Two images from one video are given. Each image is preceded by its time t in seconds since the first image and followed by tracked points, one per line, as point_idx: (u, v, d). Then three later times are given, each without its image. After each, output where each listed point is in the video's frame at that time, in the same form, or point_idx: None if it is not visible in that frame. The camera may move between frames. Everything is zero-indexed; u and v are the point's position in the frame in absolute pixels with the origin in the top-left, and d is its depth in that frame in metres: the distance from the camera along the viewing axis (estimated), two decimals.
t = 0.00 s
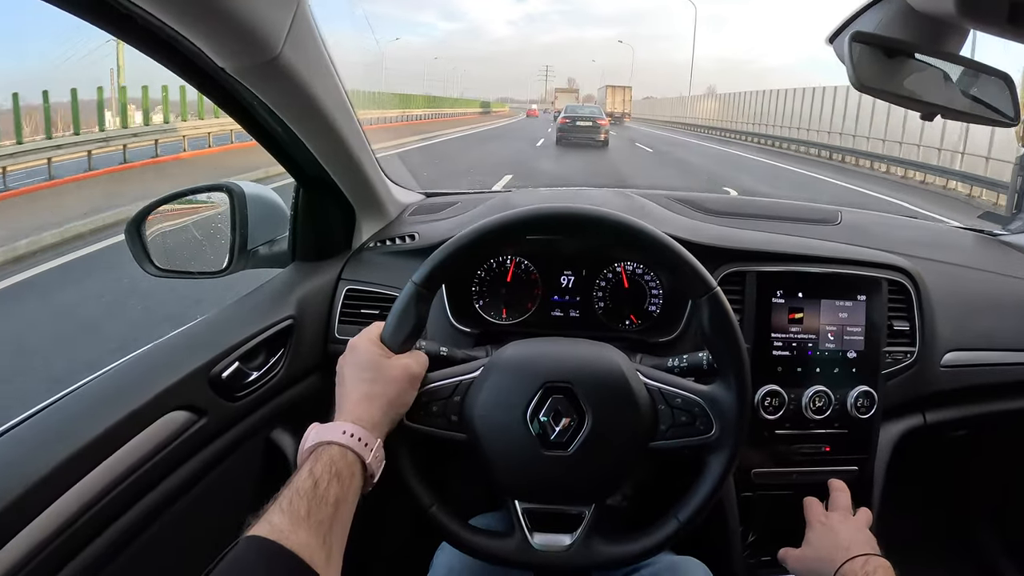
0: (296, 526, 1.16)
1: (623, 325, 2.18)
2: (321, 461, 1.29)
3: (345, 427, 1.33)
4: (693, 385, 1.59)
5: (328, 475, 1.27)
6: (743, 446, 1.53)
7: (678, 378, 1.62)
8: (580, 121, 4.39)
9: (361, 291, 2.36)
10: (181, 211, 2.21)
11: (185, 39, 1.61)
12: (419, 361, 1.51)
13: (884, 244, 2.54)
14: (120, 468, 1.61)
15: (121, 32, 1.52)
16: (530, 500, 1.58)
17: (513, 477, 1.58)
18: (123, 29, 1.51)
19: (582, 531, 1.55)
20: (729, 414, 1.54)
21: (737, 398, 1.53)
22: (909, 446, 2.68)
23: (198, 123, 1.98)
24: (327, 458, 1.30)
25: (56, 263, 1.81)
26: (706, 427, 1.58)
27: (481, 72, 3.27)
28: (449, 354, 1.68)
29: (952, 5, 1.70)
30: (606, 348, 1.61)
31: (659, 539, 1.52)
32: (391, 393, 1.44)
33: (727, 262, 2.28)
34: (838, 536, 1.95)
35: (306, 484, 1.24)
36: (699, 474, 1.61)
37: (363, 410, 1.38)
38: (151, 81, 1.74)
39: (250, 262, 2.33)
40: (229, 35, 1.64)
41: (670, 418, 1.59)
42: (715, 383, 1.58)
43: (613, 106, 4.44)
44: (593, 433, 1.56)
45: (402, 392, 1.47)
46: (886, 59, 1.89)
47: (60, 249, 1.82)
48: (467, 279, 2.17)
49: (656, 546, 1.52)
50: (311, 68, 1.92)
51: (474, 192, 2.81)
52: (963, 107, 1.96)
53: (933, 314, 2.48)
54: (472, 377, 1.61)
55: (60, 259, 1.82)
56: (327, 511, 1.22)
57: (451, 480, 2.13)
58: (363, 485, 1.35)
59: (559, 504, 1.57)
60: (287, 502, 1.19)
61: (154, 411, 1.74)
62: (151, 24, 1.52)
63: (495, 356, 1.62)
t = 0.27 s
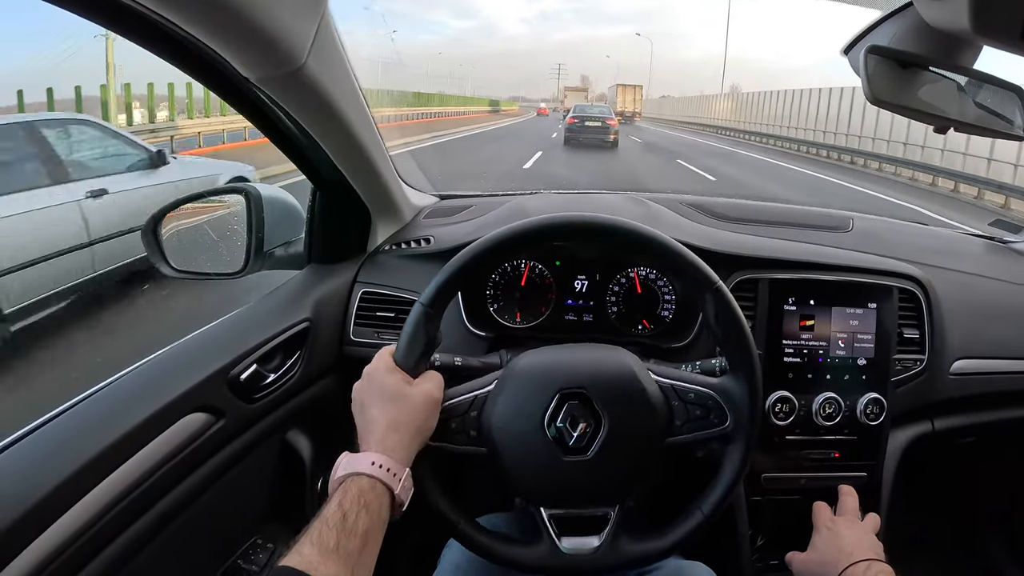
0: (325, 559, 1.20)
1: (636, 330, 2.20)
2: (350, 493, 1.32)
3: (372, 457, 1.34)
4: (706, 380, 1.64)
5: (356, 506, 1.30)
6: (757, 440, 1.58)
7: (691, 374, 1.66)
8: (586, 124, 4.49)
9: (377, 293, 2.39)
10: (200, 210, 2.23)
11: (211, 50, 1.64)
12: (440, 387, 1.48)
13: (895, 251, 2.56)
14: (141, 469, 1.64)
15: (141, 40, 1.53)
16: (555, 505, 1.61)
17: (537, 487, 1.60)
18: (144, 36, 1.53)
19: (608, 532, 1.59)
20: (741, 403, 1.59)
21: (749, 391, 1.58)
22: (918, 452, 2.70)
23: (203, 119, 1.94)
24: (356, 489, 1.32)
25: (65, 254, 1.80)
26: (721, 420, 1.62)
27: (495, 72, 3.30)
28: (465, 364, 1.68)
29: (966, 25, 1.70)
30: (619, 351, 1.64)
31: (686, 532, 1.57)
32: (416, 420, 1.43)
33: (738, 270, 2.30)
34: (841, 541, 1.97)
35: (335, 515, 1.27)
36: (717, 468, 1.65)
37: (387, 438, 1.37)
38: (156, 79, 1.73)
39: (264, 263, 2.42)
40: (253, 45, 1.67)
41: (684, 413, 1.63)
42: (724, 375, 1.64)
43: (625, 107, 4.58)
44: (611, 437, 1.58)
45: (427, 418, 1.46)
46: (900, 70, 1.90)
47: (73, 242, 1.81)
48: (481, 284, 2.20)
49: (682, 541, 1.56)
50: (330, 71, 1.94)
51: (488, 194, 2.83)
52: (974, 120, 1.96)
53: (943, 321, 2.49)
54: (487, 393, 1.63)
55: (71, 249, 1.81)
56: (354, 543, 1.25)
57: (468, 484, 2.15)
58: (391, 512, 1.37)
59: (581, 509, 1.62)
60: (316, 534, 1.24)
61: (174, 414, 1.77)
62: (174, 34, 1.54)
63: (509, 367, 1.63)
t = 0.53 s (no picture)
0: None
1: (654, 331, 2.19)
2: (371, 517, 1.28)
3: (391, 479, 1.31)
4: (729, 367, 1.63)
5: (377, 528, 1.26)
6: (787, 424, 1.61)
7: (713, 363, 1.64)
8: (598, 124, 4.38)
9: (394, 290, 2.37)
10: (211, 203, 2.20)
11: (247, 34, 1.60)
12: (461, 404, 1.43)
13: (912, 257, 2.55)
14: (155, 465, 1.61)
15: (172, 21, 1.47)
16: (591, 510, 1.57)
17: (573, 491, 1.55)
18: (178, 20, 1.47)
19: (647, 530, 1.57)
20: (768, 385, 1.60)
21: (774, 371, 1.60)
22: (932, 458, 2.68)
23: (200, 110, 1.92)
24: (376, 512, 1.28)
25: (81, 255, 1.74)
26: (749, 404, 1.61)
27: (512, 69, 3.28)
28: (486, 363, 1.70)
29: (1002, 32, 1.67)
30: (641, 346, 1.62)
31: (727, 521, 1.59)
32: (438, 438, 1.38)
33: (760, 274, 2.28)
34: (864, 545, 1.96)
35: (356, 539, 1.25)
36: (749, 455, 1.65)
37: (409, 458, 1.33)
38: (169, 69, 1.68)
39: (277, 256, 2.39)
40: (289, 27, 1.64)
41: (713, 403, 1.61)
42: (743, 360, 1.65)
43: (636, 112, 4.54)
44: (641, 437, 1.56)
45: (449, 434, 1.41)
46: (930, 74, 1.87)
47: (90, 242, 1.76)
48: (500, 282, 2.16)
49: (728, 527, 1.58)
50: (359, 58, 1.92)
51: (504, 192, 2.81)
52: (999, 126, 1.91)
53: (960, 327, 2.48)
54: (512, 402, 1.59)
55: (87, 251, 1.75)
56: (375, 567, 1.22)
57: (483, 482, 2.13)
58: (418, 534, 1.32)
59: (620, 508, 1.57)
60: (337, 559, 1.22)
61: (189, 410, 1.74)
62: (210, 16, 1.48)
63: (530, 375, 1.60)
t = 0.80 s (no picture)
0: (328, 568, 1.23)
1: (646, 330, 2.22)
2: (358, 504, 1.33)
3: (378, 469, 1.35)
4: (717, 369, 1.65)
5: (363, 515, 1.31)
6: (771, 426, 1.62)
7: (700, 364, 1.66)
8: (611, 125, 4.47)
9: (389, 288, 2.39)
10: (208, 202, 2.23)
11: (245, 38, 1.64)
12: (450, 397, 1.48)
13: (904, 259, 2.57)
14: (151, 459, 1.64)
15: (169, 21, 1.50)
16: (575, 505, 1.59)
17: (560, 487, 1.58)
18: (174, 19, 1.49)
19: (630, 527, 1.59)
20: (755, 389, 1.61)
21: (759, 373, 1.61)
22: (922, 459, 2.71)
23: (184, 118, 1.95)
24: (363, 500, 1.33)
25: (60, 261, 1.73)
26: (735, 407, 1.63)
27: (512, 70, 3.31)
28: (481, 355, 1.75)
29: (990, 38, 1.69)
30: (632, 347, 1.64)
31: (709, 521, 1.60)
32: (426, 431, 1.43)
33: (751, 274, 2.31)
34: (852, 545, 1.99)
35: (343, 526, 1.30)
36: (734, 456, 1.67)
37: (397, 449, 1.38)
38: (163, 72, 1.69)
39: (276, 254, 2.36)
40: (286, 31, 1.67)
41: (699, 403, 1.63)
42: (733, 363, 1.66)
43: (648, 113, 4.59)
44: (627, 434, 1.59)
45: (437, 428, 1.46)
46: (920, 79, 1.91)
47: (75, 243, 1.78)
48: (493, 281, 2.19)
49: (709, 527, 1.60)
50: (355, 61, 1.94)
51: (500, 192, 2.84)
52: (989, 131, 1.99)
53: (949, 330, 2.50)
54: (501, 397, 1.62)
55: (65, 257, 1.74)
56: (359, 553, 1.27)
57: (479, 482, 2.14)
58: (402, 524, 1.37)
59: (605, 505, 1.59)
60: (324, 544, 1.27)
61: (186, 404, 1.77)
62: (206, 18, 1.51)
63: (523, 369, 1.63)
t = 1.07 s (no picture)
0: (320, 566, 1.20)
1: (620, 331, 2.25)
2: (347, 504, 1.31)
3: (369, 470, 1.34)
4: (683, 372, 1.67)
5: (353, 515, 1.29)
6: (736, 429, 1.63)
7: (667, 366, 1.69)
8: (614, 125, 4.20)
9: (368, 290, 2.42)
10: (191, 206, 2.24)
11: (213, 54, 1.68)
12: (427, 399, 1.49)
13: (878, 259, 2.61)
14: (133, 460, 1.66)
15: (130, 34, 1.52)
16: (543, 501, 1.64)
17: (528, 484, 1.63)
18: (135, 30, 1.52)
19: (595, 524, 1.63)
20: (719, 393, 1.62)
21: (724, 377, 1.62)
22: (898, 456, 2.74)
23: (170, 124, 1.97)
24: (352, 501, 1.31)
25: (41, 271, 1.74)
26: (699, 411, 1.65)
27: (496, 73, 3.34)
28: (454, 355, 1.74)
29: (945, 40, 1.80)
30: (602, 350, 1.68)
31: (670, 522, 1.61)
32: (411, 434, 1.43)
33: (722, 275, 2.34)
34: (823, 544, 2.01)
35: (331, 525, 1.27)
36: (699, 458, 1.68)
37: (387, 453, 1.37)
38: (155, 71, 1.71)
39: (257, 258, 2.40)
40: (253, 48, 1.71)
41: (665, 406, 1.66)
42: (700, 366, 1.67)
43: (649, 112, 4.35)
44: (592, 434, 1.62)
45: (419, 432, 1.46)
46: (885, 82, 1.94)
47: (58, 252, 1.79)
48: (470, 283, 2.24)
49: (671, 529, 1.60)
50: (322, 72, 1.97)
51: (479, 195, 2.88)
52: (956, 133, 2.03)
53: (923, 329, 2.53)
54: (471, 395, 1.66)
55: (47, 266, 1.75)
56: (348, 553, 1.24)
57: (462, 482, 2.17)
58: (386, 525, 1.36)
59: (571, 503, 1.64)
60: (311, 542, 1.24)
61: (168, 404, 1.80)
62: (163, 31, 1.54)
63: (493, 368, 1.66)
